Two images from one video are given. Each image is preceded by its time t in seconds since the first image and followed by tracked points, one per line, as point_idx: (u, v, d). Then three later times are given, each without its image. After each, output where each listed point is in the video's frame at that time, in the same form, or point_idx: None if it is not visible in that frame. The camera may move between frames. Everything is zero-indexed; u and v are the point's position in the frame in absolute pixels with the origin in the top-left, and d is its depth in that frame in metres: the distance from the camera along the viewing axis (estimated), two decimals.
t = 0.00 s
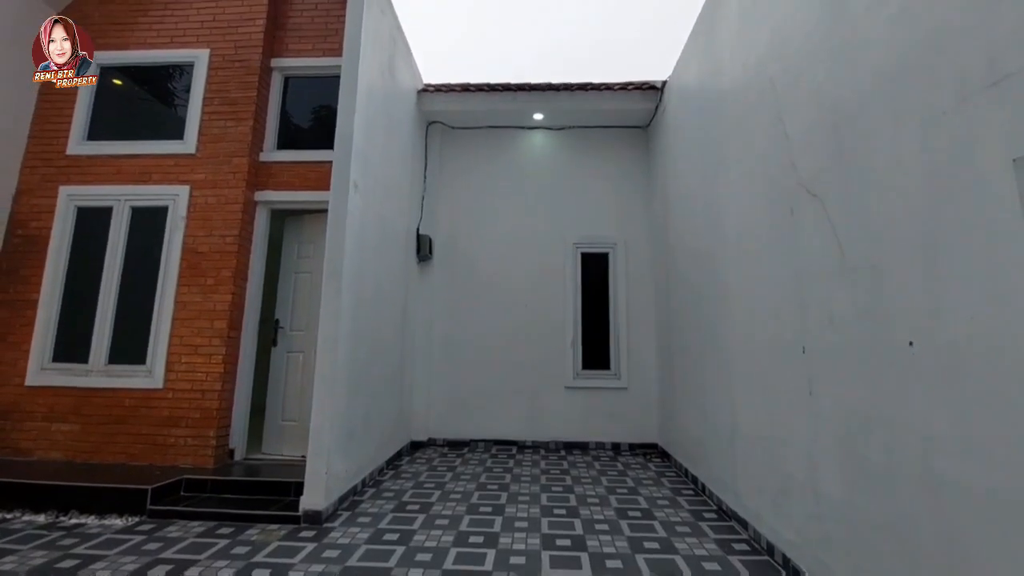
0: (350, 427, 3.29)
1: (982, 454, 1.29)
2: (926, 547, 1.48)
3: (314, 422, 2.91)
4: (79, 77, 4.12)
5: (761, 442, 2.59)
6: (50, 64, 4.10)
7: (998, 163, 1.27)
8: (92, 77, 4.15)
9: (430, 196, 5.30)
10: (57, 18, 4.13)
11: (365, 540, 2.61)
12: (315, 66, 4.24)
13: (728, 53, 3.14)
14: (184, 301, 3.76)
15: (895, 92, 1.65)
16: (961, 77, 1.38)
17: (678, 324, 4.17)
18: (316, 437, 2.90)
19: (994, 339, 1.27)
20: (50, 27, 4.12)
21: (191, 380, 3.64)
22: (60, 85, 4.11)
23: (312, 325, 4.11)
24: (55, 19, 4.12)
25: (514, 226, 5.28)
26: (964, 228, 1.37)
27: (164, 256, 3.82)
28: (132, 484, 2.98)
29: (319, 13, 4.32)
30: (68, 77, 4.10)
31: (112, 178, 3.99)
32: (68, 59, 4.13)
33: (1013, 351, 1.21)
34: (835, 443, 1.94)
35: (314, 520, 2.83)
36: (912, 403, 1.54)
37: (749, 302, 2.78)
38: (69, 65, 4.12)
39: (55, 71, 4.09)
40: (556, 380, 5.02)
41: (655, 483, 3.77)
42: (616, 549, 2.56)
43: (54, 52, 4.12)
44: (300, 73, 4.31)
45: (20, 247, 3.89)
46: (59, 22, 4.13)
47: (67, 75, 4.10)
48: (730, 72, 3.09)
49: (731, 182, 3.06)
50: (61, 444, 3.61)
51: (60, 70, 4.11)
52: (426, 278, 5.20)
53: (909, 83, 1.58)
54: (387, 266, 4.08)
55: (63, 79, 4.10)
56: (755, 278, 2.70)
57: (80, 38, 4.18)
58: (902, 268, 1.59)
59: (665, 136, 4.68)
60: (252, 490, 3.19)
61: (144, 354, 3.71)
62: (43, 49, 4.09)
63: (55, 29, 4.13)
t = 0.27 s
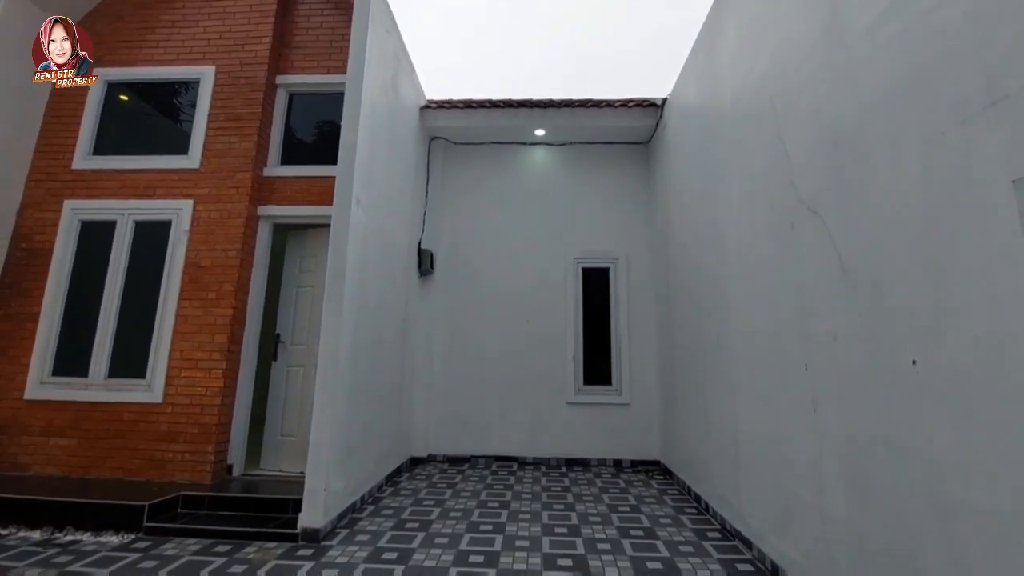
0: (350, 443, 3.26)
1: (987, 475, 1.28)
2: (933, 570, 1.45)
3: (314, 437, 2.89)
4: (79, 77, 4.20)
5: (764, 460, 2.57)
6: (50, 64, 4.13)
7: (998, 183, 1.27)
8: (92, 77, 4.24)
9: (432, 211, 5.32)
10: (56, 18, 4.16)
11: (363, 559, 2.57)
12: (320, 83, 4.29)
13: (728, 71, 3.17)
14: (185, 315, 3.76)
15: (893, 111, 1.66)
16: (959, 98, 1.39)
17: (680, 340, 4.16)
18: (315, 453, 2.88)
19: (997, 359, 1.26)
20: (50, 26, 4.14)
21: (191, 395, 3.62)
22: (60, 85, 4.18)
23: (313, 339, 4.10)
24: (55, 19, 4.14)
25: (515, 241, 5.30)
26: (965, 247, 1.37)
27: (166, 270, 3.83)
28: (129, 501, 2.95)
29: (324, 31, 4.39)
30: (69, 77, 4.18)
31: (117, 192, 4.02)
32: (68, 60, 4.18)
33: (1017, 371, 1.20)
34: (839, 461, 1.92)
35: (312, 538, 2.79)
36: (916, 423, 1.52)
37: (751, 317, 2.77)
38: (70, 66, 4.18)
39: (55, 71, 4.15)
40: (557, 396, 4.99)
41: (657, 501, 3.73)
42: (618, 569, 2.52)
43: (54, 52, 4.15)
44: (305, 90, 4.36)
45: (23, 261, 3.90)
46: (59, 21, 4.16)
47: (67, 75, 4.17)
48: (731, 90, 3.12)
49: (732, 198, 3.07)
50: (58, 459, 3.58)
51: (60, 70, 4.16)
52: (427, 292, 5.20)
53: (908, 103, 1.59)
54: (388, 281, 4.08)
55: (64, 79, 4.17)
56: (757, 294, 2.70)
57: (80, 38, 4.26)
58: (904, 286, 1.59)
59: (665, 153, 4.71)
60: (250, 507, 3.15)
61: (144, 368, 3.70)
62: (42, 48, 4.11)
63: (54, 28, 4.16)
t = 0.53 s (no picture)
0: (349, 457, 3.24)
1: (993, 494, 1.26)
2: None
3: (313, 451, 2.87)
4: (79, 77, 4.25)
5: (768, 475, 2.54)
6: (50, 64, 4.14)
7: (999, 199, 1.28)
8: (90, 77, 4.31)
9: (434, 223, 5.34)
10: (55, 18, 4.16)
11: None
12: (324, 97, 4.33)
13: (728, 87, 3.20)
14: (186, 327, 3.76)
15: (893, 126, 1.67)
16: (959, 115, 1.40)
17: (682, 353, 4.14)
18: (314, 467, 2.86)
19: (1000, 377, 1.25)
20: (50, 27, 4.13)
21: (191, 407, 3.61)
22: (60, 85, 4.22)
23: (314, 351, 4.10)
24: (55, 19, 4.14)
25: (517, 253, 5.31)
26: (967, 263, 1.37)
27: (168, 282, 3.84)
28: (127, 514, 2.92)
29: (329, 46, 4.44)
30: (69, 77, 4.21)
31: (120, 205, 4.04)
32: (68, 60, 4.20)
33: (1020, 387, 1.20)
34: (843, 477, 1.90)
35: (311, 554, 2.76)
36: (921, 440, 1.51)
37: (753, 331, 2.76)
38: (70, 66, 4.20)
39: (55, 71, 4.16)
40: (558, 409, 4.97)
41: (660, 516, 3.69)
42: None
43: (54, 52, 4.14)
44: (309, 104, 4.40)
45: (26, 272, 3.92)
46: (59, 22, 4.17)
47: (67, 75, 4.20)
48: (730, 105, 3.15)
49: (733, 211, 3.08)
50: (56, 471, 3.56)
51: (60, 70, 4.18)
52: (429, 305, 5.20)
53: (908, 119, 1.60)
54: (390, 293, 4.08)
55: (64, 80, 4.21)
56: (759, 307, 2.69)
57: (79, 38, 4.28)
58: (906, 301, 1.59)
59: (666, 166, 4.74)
60: (248, 521, 3.12)
61: (144, 380, 3.70)
62: (42, 48, 4.11)
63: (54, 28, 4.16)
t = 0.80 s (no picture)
0: (348, 473, 3.21)
1: (997, 514, 1.25)
2: None
3: (312, 466, 2.85)
4: (78, 76, 4.29)
5: (771, 492, 2.52)
6: (50, 64, 4.12)
7: (998, 217, 1.28)
8: (90, 76, 4.39)
9: (435, 237, 5.36)
10: (55, 17, 4.09)
11: None
12: (327, 113, 4.38)
13: (728, 104, 3.24)
14: (187, 340, 3.75)
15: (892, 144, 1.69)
16: (956, 133, 1.42)
17: (684, 367, 4.13)
18: (313, 482, 2.84)
19: (1002, 395, 1.25)
20: (50, 26, 4.08)
21: (190, 421, 3.59)
22: (59, 85, 4.24)
23: (314, 365, 4.09)
24: (55, 19, 4.09)
25: (518, 268, 5.32)
26: (968, 280, 1.37)
27: (170, 296, 3.85)
28: (123, 530, 2.89)
29: (333, 63, 4.50)
30: (68, 77, 4.23)
31: (124, 218, 4.07)
32: (67, 60, 4.18)
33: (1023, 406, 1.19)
34: (847, 496, 1.88)
35: (308, 572, 2.72)
36: (925, 458, 1.50)
37: (755, 347, 2.76)
38: (69, 66, 4.19)
39: (55, 71, 4.16)
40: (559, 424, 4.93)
41: (662, 534, 3.64)
42: None
43: (54, 52, 4.12)
44: (313, 119, 4.45)
45: (28, 285, 3.93)
46: (59, 21, 4.11)
47: (67, 75, 4.21)
48: (730, 121, 3.18)
49: (733, 226, 3.10)
50: (54, 486, 3.54)
51: (60, 70, 4.18)
52: (429, 319, 5.20)
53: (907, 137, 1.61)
54: (391, 307, 4.08)
55: (63, 80, 4.23)
56: (761, 322, 2.69)
57: (78, 37, 4.24)
58: (907, 317, 1.59)
59: (667, 181, 4.76)
60: (246, 538, 3.09)
61: (144, 394, 3.69)
62: (42, 48, 4.07)
63: (54, 28, 4.11)
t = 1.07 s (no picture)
0: (347, 489, 3.18)
1: (1004, 536, 1.23)
2: None
3: (311, 482, 2.82)
4: (78, 76, 4.31)
5: (774, 511, 2.48)
6: (50, 65, 4.13)
7: (998, 234, 1.28)
8: (89, 76, 4.42)
9: (437, 251, 5.38)
10: (55, 17, 4.06)
11: None
12: (330, 128, 4.42)
13: (727, 121, 3.27)
14: (187, 354, 3.74)
15: (890, 161, 1.70)
16: (954, 151, 1.42)
17: (685, 382, 4.11)
18: (311, 499, 2.81)
19: (1006, 413, 1.24)
20: (50, 26, 4.05)
21: (189, 436, 3.57)
22: (59, 85, 4.25)
23: (314, 380, 4.07)
24: (55, 19, 4.06)
25: (519, 282, 5.33)
26: (970, 297, 1.36)
27: (171, 309, 3.85)
28: (119, 547, 2.86)
29: (336, 80, 4.55)
30: (68, 77, 4.25)
31: (127, 232, 4.09)
32: (68, 60, 4.18)
33: None
34: (852, 515, 1.85)
35: None
36: (930, 477, 1.47)
37: (756, 362, 2.74)
38: (70, 66, 4.21)
39: (55, 71, 4.17)
40: (560, 439, 4.89)
41: (665, 552, 3.58)
42: None
43: (54, 52, 4.10)
44: (316, 135, 4.49)
45: (30, 299, 3.94)
46: (59, 21, 4.08)
47: (67, 75, 4.23)
48: (729, 137, 3.21)
49: (733, 242, 3.11)
50: (50, 501, 3.50)
51: (60, 70, 4.20)
52: (430, 333, 5.19)
53: (905, 155, 1.62)
54: (392, 321, 4.08)
55: (63, 80, 4.24)
56: (762, 338, 2.68)
57: (78, 37, 4.20)
58: (908, 333, 1.58)
59: (667, 196, 4.79)
60: (243, 555, 3.05)
61: (143, 408, 3.67)
62: (42, 48, 4.05)
63: (54, 28, 4.08)
